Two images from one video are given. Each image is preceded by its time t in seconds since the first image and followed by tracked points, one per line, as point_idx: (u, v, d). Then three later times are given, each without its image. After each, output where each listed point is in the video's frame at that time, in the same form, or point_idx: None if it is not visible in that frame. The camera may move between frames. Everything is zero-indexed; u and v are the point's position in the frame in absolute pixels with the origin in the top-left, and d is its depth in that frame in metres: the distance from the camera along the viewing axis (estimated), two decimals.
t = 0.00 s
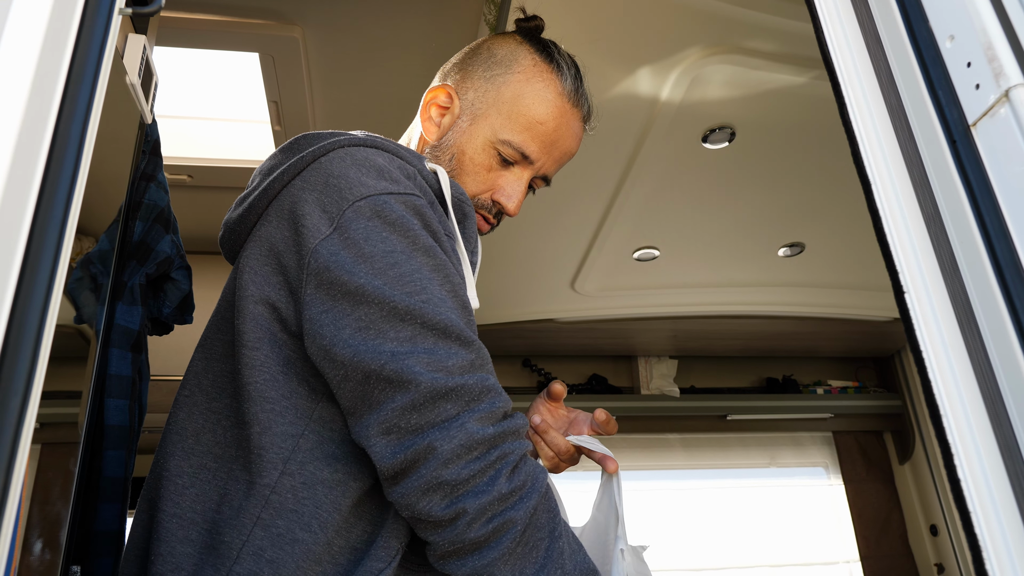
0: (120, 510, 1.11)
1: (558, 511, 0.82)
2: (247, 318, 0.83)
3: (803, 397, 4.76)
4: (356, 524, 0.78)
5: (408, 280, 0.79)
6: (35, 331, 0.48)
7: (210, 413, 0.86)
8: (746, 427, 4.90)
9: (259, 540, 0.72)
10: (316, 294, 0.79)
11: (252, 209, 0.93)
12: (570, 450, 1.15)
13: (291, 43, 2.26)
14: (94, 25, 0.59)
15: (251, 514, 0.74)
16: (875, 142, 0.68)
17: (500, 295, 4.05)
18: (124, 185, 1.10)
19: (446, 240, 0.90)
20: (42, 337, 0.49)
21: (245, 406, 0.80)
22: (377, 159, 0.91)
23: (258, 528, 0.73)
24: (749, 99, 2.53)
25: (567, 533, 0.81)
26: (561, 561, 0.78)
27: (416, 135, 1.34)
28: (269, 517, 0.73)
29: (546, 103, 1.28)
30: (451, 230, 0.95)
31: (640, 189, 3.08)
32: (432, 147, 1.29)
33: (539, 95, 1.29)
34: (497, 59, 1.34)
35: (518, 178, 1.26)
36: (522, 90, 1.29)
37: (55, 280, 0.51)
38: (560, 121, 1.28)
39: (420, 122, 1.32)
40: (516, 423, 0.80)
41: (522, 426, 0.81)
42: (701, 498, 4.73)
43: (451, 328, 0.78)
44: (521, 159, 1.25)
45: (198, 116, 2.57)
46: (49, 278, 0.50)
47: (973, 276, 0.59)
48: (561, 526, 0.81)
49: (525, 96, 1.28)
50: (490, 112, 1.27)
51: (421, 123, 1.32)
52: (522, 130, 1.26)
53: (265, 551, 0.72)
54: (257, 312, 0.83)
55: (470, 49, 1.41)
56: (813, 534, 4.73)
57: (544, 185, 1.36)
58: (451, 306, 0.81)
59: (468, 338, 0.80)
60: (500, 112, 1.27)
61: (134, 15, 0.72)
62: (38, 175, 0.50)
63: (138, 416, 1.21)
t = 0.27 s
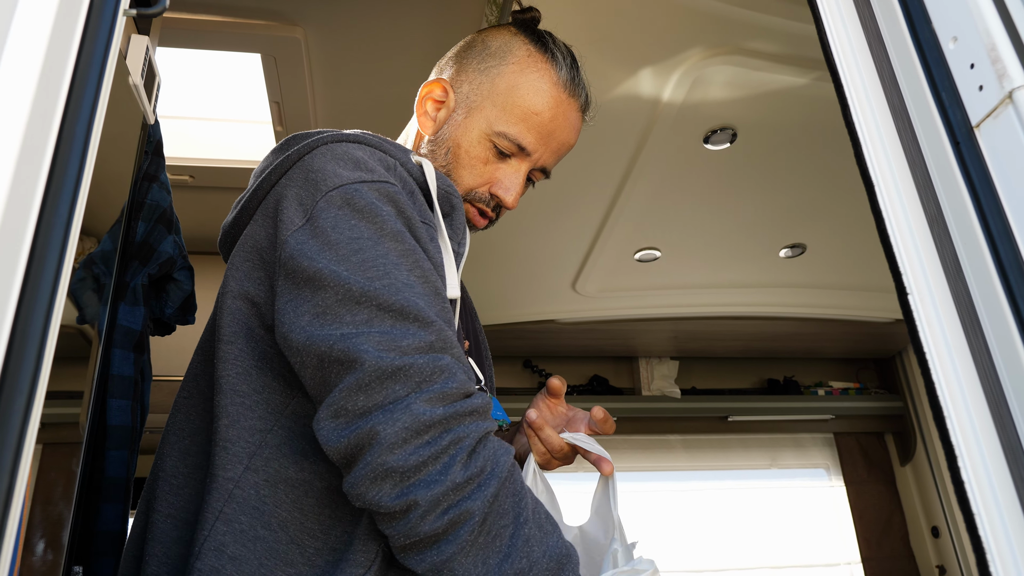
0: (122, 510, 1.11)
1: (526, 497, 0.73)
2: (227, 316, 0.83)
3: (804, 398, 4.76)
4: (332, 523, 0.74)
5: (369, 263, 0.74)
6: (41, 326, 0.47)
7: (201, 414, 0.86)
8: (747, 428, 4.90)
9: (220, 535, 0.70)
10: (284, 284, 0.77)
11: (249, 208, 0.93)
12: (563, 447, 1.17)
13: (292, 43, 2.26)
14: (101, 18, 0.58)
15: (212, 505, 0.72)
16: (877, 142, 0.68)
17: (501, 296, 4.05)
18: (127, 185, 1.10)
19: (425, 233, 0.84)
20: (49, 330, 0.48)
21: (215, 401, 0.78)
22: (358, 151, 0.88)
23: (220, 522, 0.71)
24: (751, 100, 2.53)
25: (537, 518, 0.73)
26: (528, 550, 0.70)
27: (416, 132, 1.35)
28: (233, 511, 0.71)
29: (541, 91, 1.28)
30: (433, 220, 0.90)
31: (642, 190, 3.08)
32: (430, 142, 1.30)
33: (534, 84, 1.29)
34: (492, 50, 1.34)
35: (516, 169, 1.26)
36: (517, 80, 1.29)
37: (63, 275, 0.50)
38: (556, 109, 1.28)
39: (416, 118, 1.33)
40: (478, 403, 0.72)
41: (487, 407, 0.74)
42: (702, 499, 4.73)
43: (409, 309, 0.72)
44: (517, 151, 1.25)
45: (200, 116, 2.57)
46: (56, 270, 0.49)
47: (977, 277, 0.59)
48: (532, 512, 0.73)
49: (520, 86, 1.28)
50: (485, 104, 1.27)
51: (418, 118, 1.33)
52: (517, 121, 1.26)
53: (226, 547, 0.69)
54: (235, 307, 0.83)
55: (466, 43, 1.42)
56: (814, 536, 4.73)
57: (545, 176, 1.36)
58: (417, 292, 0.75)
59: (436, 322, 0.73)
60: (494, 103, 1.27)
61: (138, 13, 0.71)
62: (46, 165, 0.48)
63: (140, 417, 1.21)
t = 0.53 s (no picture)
0: (123, 511, 1.11)
1: (439, 486, 0.65)
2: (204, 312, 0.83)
3: (804, 399, 4.75)
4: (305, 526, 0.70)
5: (298, 260, 0.69)
6: (43, 321, 0.45)
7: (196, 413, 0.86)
8: (748, 430, 4.90)
9: (183, 538, 0.68)
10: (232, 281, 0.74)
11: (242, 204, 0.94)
12: (571, 473, 1.13)
13: (294, 44, 2.26)
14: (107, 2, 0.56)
15: (180, 505, 0.70)
16: (880, 144, 0.68)
17: (502, 298, 4.05)
18: (129, 186, 1.10)
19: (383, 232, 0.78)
20: (51, 324, 0.46)
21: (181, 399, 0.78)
22: (337, 151, 0.87)
23: (184, 525, 0.69)
24: (752, 102, 2.53)
25: (455, 508, 0.65)
26: (438, 548, 0.63)
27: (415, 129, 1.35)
28: (199, 513, 0.69)
29: (540, 85, 1.28)
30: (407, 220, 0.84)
31: (643, 191, 3.08)
32: (430, 139, 1.29)
33: (533, 78, 1.29)
34: (490, 46, 1.34)
35: (518, 166, 1.26)
36: (516, 75, 1.28)
37: (66, 266, 0.49)
38: (556, 104, 1.28)
39: (415, 115, 1.33)
40: (371, 396, 0.64)
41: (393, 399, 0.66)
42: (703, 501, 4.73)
43: (325, 309, 0.65)
44: (518, 146, 1.25)
45: (202, 117, 2.57)
46: (60, 262, 0.47)
47: (979, 278, 0.59)
48: (450, 501, 0.65)
49: (519, 81, 1.28)
50: (484, 100, 1.27)
51: (417, 115, 1.32)
52: (518, 116, 1.26)
53: (190, 549, 0.67)
54: (210, 301, 0.83)
55: (463, 37, 1.42)
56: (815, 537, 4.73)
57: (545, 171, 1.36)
58: (349, 293, 0.68)
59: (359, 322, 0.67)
60: (494, 99, 1.27)
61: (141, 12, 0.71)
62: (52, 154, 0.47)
63: (142, 417, 1.21)
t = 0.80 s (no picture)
0: (126, 512, 1.12)
1: (354, 492, 0.68)
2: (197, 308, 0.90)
3: (806, 402, 4.75)
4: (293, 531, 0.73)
5: (249, 267, 0.75)
6: (48, 334, 0.47)
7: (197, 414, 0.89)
8: (749, 433, 4.89)
9: (176, 545, 0.71)
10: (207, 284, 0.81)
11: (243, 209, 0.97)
12: (598, 475, 1.17)
13: (297, 47, 2.27)
14: (108, 27, 0.59)
15: (170, 510, 0.73)
16: (884, 148, 0.68)
17: (505, 300, 4.06)
18: (132, 188, 1.10)
19: (348, 241, 0.82)
20: (56, 336, 0.48)
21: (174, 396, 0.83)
22: (321, 158, 0.91)
23: (176, 532, 0.72)
24: (755, 105, 2.53)
25: (369, 517, 0.68)
26: (351, 556, 0.66)
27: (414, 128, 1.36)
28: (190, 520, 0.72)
29: (540, 81, 1.29)
30: (382, 225, 0.87)
31: (646, 193, 3.08)
32: (429, 138, 1.30)
33: (533, 74, 1.29)
34: (489, 42, 1.34)
35: (519, 163, 1.27)
36: (516, 72, 1.29)
37: (70, 280, 0.51)
38: (556, 100, 1.29)
39: (414, 114, 1.34)
40: (279, 407, 0.67)
41: (308, 407, 0.69)
42: (705, 504, 4.73)
43: (257, 316, 0.71)
44: (518, 144, 1.26)
45: (205, 120, 2.58)
46: (64, 276, 0.50)
47: (984, 283, 0.59)
48: (366, 509, 0.68)
49: (519, 77, 1.28)
50: (484, 99, 1.28)
51: (416, 114, 1.33)
52: (518, 114, 1.26)
53: (182, 556, 0.71)
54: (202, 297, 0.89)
55: (460, 35, 1.42)
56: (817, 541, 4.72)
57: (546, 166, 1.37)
58: (292, 301, 0.73)
59: (291, 330, 0.72)
60: (494, 97, 1.28)
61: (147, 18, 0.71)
62: (54, 175, 0.50)
63: (145, 419, 1.21)
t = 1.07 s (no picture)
0: (128, 516, 1.12)
1: (360, 484, 0.70)
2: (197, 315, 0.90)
3: (808, 406, 4.74)
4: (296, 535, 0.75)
5: (249, 273, 0.75)
6: (52, 344, 0.48)
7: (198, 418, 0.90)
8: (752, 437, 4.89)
9: (183, 550, 0.73)
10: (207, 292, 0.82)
11: (244, 212, 0.98)
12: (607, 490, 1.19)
13: (301, 50, 2.27)
14: (114, 36, 0.59)
15: (181, 516, 0.74)
16: (887, 153, 0.68)
17: (507, 304, 4.05)
18: (136, 191, 1.11)
19: (349, 247, 0.82)
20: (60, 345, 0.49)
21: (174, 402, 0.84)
22: (323, 162, 0.91)
23: (183, 537, 0.73)
24: (758, 109, 2.53)
25: (378, 506, 0.69)
26: (366, 546, 0.68)
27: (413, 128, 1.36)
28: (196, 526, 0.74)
29: (540, 81, 1.30)
30: (383, 229, 0.88)
31: (649, 196, 3.07)
32: (430, 139, 1.30)
33: (533, 74, 1.30)
34: (488, 42, 1.35)
35: (520, 162, 1.28)
36: (516, 72, 1.30)
37: (75, 289, 0.52)
38: (556, 99, 1.30)
39: (413, 115, 1.34)
40: (275, 412, 0.68)
41: (305, 409, 0.70)
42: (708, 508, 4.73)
43: (256, 324, 0.71)
44: (520, 144, 1.27)
45: (209, 123, 2.58)
46: (68, 286, 0.50)
47: (987, 288, 0.59)
48: (374, 498, 0.69)
49: (520, 77, 1.29)
50: (484, 99, 1.29)
51: (416, 116, 1.33)
52: (519, 114, 1.27)
53: (190, 561, 0.72)
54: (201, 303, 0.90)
55: (457, 36, 1.41)
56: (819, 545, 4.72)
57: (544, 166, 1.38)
58: (292, 308, 0.74)
59: (289, 337, 0.72)
60: (494, 97, 1.28)
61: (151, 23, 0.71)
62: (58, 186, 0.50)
63: (148, 423, 1.21)
